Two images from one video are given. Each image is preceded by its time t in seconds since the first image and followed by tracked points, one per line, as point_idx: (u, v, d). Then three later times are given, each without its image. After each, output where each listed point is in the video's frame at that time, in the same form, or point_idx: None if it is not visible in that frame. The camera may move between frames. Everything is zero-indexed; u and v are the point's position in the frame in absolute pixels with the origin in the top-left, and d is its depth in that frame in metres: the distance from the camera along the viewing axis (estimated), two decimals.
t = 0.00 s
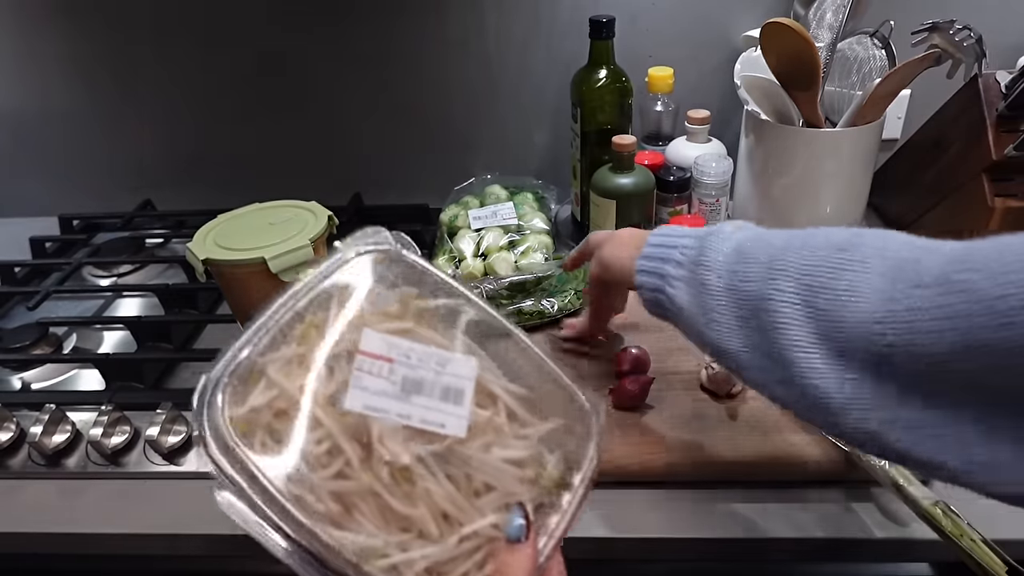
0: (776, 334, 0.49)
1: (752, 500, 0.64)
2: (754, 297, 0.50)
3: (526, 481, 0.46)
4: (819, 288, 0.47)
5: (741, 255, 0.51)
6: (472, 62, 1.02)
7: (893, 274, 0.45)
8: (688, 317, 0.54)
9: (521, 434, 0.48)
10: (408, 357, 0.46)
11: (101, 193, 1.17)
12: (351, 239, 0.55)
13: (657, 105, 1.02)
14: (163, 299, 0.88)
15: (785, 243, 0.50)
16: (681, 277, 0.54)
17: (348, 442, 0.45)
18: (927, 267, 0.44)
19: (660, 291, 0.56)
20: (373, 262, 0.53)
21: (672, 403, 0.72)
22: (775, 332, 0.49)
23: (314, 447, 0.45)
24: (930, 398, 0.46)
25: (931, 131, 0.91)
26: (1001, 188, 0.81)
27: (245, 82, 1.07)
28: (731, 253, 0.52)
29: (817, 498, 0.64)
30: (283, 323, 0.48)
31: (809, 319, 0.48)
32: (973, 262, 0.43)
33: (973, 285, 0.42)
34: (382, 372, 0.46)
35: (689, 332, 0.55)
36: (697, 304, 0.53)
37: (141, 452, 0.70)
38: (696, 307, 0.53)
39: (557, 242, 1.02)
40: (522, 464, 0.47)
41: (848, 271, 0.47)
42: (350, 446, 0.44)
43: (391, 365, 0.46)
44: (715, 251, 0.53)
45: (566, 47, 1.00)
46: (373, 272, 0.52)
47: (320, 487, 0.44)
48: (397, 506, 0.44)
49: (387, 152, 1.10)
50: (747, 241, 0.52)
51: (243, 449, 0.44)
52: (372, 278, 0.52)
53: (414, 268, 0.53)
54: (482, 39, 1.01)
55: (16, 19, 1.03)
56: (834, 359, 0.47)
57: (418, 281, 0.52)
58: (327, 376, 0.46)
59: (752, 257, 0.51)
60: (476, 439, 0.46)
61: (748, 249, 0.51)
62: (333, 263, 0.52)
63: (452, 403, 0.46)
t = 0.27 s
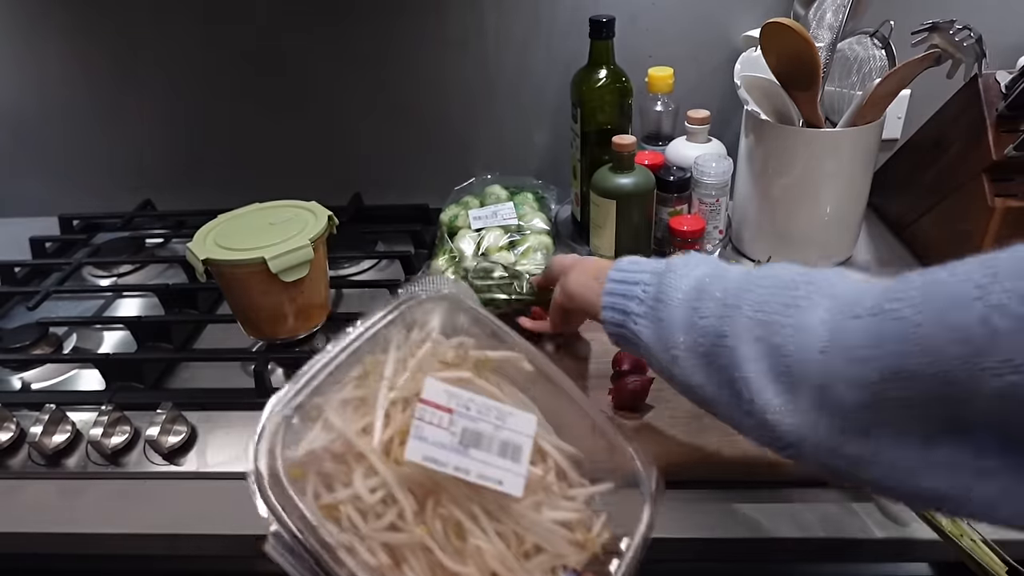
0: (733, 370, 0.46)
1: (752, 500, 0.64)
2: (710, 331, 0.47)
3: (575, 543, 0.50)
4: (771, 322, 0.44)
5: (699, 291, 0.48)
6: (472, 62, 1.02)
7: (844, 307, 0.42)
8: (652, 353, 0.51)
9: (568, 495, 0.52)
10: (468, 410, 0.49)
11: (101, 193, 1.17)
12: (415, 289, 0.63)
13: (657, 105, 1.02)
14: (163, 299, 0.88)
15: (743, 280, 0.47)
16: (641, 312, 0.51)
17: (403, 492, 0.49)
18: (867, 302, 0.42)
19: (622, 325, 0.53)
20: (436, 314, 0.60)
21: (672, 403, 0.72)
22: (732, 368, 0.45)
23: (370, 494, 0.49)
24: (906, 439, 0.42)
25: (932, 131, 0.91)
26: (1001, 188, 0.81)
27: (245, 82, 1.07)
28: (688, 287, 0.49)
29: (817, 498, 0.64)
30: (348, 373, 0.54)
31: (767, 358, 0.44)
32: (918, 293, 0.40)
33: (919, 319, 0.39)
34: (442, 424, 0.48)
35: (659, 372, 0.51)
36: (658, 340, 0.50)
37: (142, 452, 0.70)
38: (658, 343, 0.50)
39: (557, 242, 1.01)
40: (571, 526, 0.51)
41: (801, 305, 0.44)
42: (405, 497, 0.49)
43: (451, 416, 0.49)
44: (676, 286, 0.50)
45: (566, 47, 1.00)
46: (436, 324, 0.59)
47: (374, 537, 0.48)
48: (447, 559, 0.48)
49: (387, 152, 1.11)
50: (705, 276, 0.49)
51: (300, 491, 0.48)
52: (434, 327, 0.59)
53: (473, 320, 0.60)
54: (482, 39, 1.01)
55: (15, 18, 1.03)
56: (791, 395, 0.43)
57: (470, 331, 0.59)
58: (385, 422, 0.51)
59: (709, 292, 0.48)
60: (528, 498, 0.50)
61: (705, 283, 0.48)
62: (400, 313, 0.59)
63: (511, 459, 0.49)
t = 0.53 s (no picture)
0: (880, 495, 0.43)
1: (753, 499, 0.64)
2: (860, 456, 0.43)
3: (604, 564, 0.46)
4: (931, 449, 0.42)
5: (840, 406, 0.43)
6: (472, 62, 1.02)
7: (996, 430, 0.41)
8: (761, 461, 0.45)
9: (599, 512, 0.47)
10: (498, 430, 0.45)
11: (101, 193, 1.17)
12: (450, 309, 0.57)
13: (657, 105, 1.02)
14: (162, 299, 0.88)
15: (888, 397, 0.43)
16: (750, 416, 0.45)
17: (433, 512, 0.45)
18: (988, 407, 0.42)
19: (712, 422, 0.47)
20: (465, 329, 0.53)
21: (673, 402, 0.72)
22: (881, 493, 0.43)
23: (401, 515, 0.45)
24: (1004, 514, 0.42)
25: (931, 132, 0.91)
26: (1001, 188, 0.81)
27: (245, 82, 1.07)
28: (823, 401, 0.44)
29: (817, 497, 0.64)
30: (374, 388, 0.49)
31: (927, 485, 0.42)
32: None
33: None
34: (472, 445, 0.45)
35: (753, 476, 0.46)
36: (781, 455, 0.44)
37: (141, 452, 0.70)
38: (778, 458, 0.44)
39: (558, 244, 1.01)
40: (604, 543, 0.46)
41: (958, 428, 0.42)
42: (435, 517, 0.45)
43: (481, 437, 0.45)
44: (796, 392, 0.44)
45: (566, 47, 1.00)
46: (468, 340, 0.53)
47: (403, 558, 0.44)
48: None
49: (387, 152, 1.11)
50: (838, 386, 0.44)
51: (329, 517, 0.44)
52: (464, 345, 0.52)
53: (502, 333, 0.53)
54: (481, 38, 1.01)
55: (16, 19, 1.03)
56: (942, 518, 0.43)
57: (505, 346, 0.52)
58: (415, 442, 0.46)
59: (849, 405, 0.43)
60: (558, 518, 0.45)
61: (845, 398, 0.43)
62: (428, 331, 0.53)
63: (541, 480, 0.45)
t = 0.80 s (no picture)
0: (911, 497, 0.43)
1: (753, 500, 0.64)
2: (905, 460, 0.42)
3: None
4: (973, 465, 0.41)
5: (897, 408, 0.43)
6: (472, 62, 1.02)
7: None
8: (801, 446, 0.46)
9: (636, 528, 0.49)
10: (542, 441, 0.46)
11: (100, 193, 1.17)
12: (490, 317, 0.58)
13: (657, 105, 1.02)
14: (162, 299, 0.88)
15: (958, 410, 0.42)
16: (800, 403, 0.46)
17: (474, 520, 0.46)
18: None
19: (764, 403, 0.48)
20: (512, 339, 0.54)
21: (673, 402, 0.72)
22: (918, 497, 0.43)
23: (442, 520, 0.46)
24: None
25: (931, 132, 0.91)
26: (1001, 188, 0.81)
27: (245, 81, 1.07)
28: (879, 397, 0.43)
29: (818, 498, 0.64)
30: (422, 392, 0.50)
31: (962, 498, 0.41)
32: None
33: None
34: (515, 454, 0.45)
35: (799, 461, 0.47)
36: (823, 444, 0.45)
37: (141, 452, 0.70)
38: (820, 445, 0.45)
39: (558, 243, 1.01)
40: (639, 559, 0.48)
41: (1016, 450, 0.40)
42: (475, 525, 0.45)
43: (525, 447, 0.45)
44: (854, 393, 0.44)
45: (566, 47, 1.00)
46: (511, 351, 0.54)
47: (442, 564, 0.45)
48: None
49: (387, 152, 1.11)
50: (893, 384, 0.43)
51: (373, 517, 0.45)
52: (509, 356, 0.53)
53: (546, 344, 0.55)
54: (481, 38, 1.01)
55: (16, 19, 1.03)
56: (968, 537, 0.42)
57: (548, 357, 0.54)
58: (458, 448, 0.47)
59: (909, 413, 0.43)
60: (597, 531, 0.46)
61: (897, 396, 0.43)
62: (475, 339, 0.54)
63: (583, 493, 0.46)
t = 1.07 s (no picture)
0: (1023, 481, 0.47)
1: (752, 500, 0.64)
2: None
3: None
4: None
5: None
6: (473, 62, 1.02)
7: None
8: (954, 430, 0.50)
9: (664, 555, 0.47)
10: (555, 475, 0.45)
11: (100, 193, 1.17)
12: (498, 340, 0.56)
13: (657, 105, 1.02)
14: (162, 298, 0.88)
15: None
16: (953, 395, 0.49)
17: (489, 556, 0.45)
18: None
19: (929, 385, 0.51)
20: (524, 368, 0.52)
21: (673, 402, 0.71)
22: None
23: (457, 559, 0.45)
24: None
25: (932, 132, 0.91)
26: (1001, 188, 0.81)
27: (245, 81, 1.07)
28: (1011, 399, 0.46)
29: (817, 498, 0.64)
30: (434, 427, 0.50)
31: None
32: None
33: None
34: (529, 490, 0.44)
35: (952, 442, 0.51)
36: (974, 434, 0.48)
37: (141, 452, 0.70)
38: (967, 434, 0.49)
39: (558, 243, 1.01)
40: None
41: None
42: (491, 562, 0.45)
43: (538, 482, 0.45)
44: (993, 386, 0.47)
45: (566, 47, 1.00)
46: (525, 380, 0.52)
47: None
48: None
49: (387, 152, 1.10)
50: None
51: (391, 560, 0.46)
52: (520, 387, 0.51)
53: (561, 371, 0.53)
54: (480, 37, 1.01)
55: (16, 19, 1.03)
56: None
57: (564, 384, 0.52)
58: (472, 484, 0.47)
59: None
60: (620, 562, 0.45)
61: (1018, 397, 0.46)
62: (485, 369, 0.52)
63: (601, 528, 0.44)
